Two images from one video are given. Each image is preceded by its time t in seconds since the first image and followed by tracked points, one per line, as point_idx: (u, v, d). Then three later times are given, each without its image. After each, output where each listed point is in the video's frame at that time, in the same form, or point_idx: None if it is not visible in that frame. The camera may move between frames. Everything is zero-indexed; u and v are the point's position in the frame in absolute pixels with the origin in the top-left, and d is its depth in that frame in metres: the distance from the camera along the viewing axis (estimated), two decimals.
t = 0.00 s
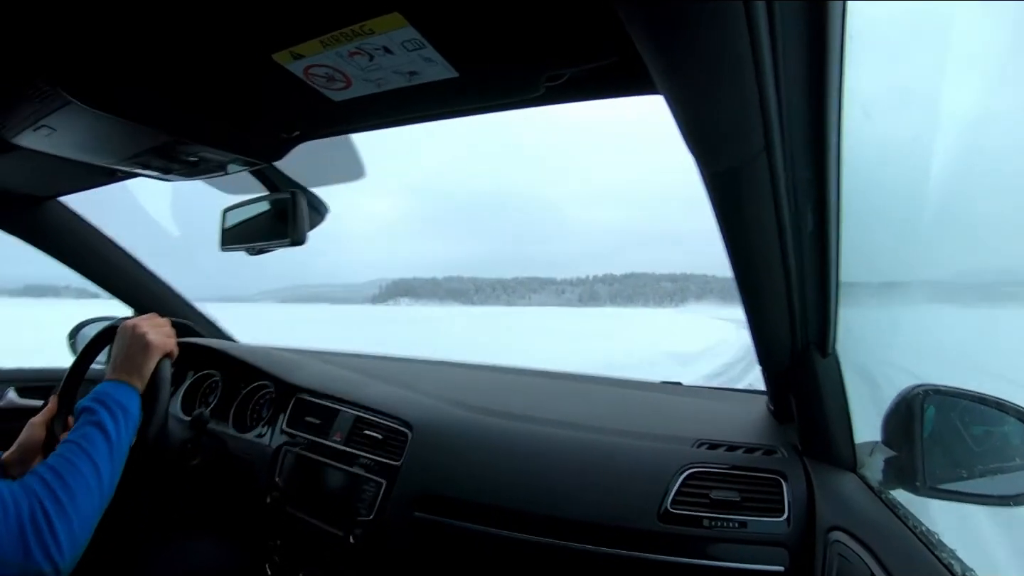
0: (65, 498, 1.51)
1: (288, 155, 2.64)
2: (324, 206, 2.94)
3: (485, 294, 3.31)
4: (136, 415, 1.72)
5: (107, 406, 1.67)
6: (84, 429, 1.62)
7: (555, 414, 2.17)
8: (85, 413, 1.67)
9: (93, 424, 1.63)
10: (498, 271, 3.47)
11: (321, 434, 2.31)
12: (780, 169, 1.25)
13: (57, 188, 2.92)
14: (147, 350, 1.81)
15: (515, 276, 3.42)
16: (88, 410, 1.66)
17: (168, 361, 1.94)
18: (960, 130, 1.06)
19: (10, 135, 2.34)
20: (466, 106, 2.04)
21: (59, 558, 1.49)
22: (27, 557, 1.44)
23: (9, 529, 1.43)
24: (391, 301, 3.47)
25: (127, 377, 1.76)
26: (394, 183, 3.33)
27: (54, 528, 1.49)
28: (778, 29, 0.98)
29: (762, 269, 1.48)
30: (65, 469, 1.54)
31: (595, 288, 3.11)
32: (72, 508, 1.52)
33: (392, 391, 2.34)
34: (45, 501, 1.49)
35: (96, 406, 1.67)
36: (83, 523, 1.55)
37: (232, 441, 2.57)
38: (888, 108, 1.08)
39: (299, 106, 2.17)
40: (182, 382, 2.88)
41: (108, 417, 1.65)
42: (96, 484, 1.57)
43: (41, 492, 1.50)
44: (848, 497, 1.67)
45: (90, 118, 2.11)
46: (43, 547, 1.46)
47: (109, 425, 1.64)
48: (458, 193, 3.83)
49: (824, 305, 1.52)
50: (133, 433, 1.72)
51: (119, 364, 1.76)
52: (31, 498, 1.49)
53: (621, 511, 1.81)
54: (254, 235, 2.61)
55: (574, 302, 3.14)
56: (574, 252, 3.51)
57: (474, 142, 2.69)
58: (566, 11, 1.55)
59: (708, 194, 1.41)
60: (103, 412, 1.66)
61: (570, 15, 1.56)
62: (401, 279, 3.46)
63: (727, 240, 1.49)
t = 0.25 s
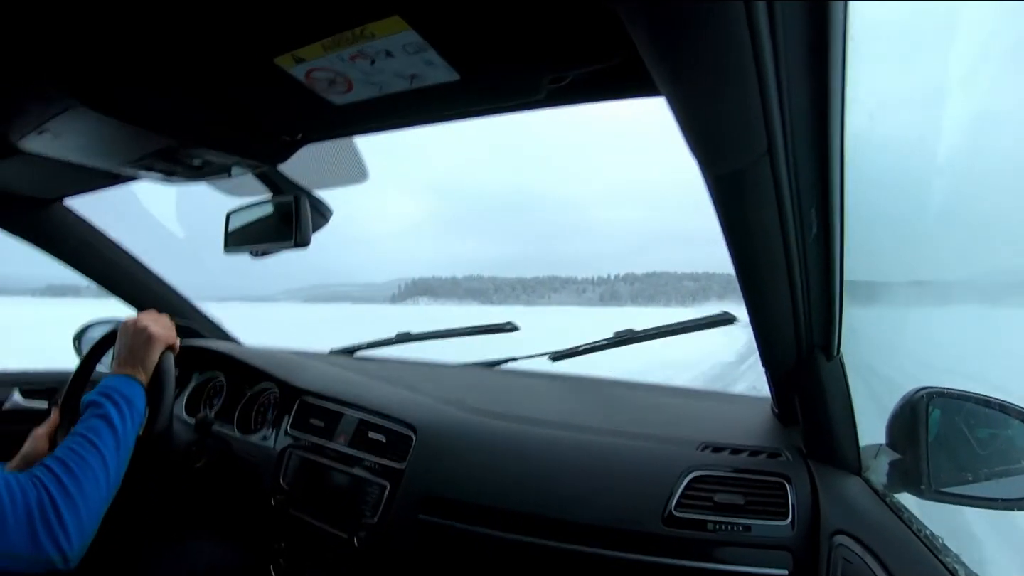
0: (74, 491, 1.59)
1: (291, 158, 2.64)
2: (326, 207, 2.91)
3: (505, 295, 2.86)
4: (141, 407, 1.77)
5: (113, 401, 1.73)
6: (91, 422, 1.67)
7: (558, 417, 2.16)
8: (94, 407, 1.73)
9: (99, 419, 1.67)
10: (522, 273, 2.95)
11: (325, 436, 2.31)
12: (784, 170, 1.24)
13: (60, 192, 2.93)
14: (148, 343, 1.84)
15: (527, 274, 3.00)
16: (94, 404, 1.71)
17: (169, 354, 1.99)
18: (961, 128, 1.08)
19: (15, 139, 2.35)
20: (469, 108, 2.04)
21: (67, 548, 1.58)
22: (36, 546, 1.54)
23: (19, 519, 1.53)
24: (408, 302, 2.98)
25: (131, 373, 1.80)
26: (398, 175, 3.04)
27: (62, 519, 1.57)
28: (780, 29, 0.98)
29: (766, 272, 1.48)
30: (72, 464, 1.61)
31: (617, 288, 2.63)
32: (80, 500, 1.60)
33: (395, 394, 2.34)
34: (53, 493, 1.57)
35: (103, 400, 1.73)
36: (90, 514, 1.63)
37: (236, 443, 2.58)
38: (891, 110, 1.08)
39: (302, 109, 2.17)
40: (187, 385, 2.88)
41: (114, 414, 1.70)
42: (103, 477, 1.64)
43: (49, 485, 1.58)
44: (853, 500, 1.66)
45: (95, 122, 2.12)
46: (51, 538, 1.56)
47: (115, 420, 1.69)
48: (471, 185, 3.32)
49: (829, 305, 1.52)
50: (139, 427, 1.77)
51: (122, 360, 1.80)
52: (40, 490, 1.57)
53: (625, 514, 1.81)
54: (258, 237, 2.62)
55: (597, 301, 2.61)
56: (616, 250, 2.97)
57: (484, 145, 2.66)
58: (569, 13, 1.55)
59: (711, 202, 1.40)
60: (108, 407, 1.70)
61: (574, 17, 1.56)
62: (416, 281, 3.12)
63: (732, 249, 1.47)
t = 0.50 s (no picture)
0: (86, 459, 1.50)
1: (289, 155, 2.65)
2: (325, 205, 2.91)
3: (519, 295, 2.92)
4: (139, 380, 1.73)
5: (113, 372, 1.67)
6: (92, 395, 1.60)
7: (559, 414, 2.16)
8: (91, 382, 1.65)
9: (101, 391, 1.62)
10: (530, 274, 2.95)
11: (326, 433, 2.32)
12: (783, 168, 1.25)
13: (61, 191, 2.93)
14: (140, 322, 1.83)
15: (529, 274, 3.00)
16: (94, 379, 1.64)
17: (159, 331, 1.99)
18: (965, 134, 1.06)
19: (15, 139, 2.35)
20: (468, 106, 2.04)
21: (82, 514, 1.49)
22: (52, 516, 1.43)
23: (32, 490, 1.41)
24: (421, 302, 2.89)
25: (125, 349, 1.76)
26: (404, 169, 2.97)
27: (77, 486, 1.48)
28: (778, 27, 0.99)
29: (765, 268, 1.48)
30: (80, 432, 1.52)
31: (632, 288, 2.71)
32: (92, 467, 1.51)
33: (395, 391, 2.35)
34: (66, 461, 1.48)
35: (100, 374, 1.66)
36: (101, 482, 1.54)
37: (238, 441, 2.59)
38: (890, 107, 1.09)
39: (301, 108, 2.18)
40: (187, 383, 2.88)
41: (116, 383, 1.65)
42: (111, 443, 1.57)
43: (60, 454, 1.48)
44: (853, 495, 1.66)
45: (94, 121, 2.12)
46: (67, 506, 1.46)
47: (117, 390, 1.63)
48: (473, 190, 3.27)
49: (828, 300, 1.52)
50: (138, 400, 1.72)
51: (112, 338, 1.77)
52: (50, 459, 1.47)
53: (625, 510, 1.81)
54: (257, 235, 2.62)
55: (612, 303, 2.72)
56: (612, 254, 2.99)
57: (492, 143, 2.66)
58: (567, 11, 1.55)
59: (710, 198, 1.40)
60: (110, 379, 1.65)
61: (572, 15, 1.56)
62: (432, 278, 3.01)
63: (732, 244, 1.48)
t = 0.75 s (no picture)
0: (80, 457, 1.50)
1: (288, 159, 2.65)
2: (324, 208, 2.91)
3: (532, 295, 3.04)
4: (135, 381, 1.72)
5: (109, 373, 1.66)
6: (88, 395, 1.60)
7: (558, 418, 2.16)
8: (86, 382, 1.65)
9: (96, 390, 1.61)
10: (543, 272, 3.10)
11: (323, 437, 2.31)
12: (781, 170, 1.25)
13: (59, 195, 2.93)
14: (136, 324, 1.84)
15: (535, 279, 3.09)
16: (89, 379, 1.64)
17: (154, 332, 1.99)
18: (966, 138, 1.06)
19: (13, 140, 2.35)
20: (466, 110, 2.04)
21: (76, 513, 1.48)
22: (44, 513, 1.43)
23: (24, 488, 1.41)
24: (432, 302, 3.08)
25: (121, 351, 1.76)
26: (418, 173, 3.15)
27: (70, 484, 1.47)
28: (777, 32, 0.99)
29: (764, 273, 1.48)
30: (74, 431, 1.52)
31: (647, 288, 2.82)
32: (87, 465, 1.50)
33: (394, 395, 2.35)
34: (59, 460, 1.47)
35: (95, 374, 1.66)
36: (96, 481, 1.53)
37: (235, 445, 2.58)
38: (886, 110, 1.09)
39: (300, 111, 2.18)
40: (185, 387, 2.88)
41: (112, 383, 1.64)
42: (106, 442, 1.56)
43: (54, 452, 1.47)
44: (852, 501, 1.66)
45: (92, 124, 2.12)
46: (59, 503, 1.45)
47: (112, 390, 1.63)
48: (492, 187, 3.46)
49: (825, 303, 1.53)
50: (134, 400, 1.71)
51: (108, 341, 1.76)
52: (43, 457, 1.46)
53: (623, 515, 1.80)
54: (255, 240, 2.61)
55: (626, 303, 2.85)
56: (616, 255, 3.25)
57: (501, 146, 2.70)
58: (566, 17, 1.56)
59: (709, 202, 1.40)
60: (105, 379, 1.64)
61: (571, 21, 1.57)
62: (445, 279, 3.23)
63: (731, 249, 1.48)
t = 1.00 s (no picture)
0: (74, 461, 1.50)
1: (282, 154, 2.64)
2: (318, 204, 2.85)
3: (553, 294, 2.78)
4: (130, 381, 1.70)
5: (103, 373, 1.65)
6: (82, 396, 1.59)
7: (552, 414, 2.16)
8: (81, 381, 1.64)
9: (90, 391, 1.60)
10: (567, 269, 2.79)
11: (318, 433, 2.31)
12: (774, 165, 1.25)
13: (53, 190, 2.92)
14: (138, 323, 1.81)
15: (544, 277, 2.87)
16: (84, 379, 1.63)
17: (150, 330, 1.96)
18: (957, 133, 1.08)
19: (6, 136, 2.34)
20: (461, 106, 2.04)
21: (71, 517, 1.48)
22: (39, 517, 1.43)
23: (19, 492, 1.41)
24: (452, 302, 3.01)
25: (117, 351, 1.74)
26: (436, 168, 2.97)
27: (65, 488, 1.47)
28: (772, 29, 0.99)
29: (755, 267, 1.48)
30: (69, 434, 1.52)
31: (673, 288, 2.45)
32: (81, 469, 1.51)
33: (388, 391, 2.34)
34: (54, 464, 1.47)
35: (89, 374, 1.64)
36: (90, 484, 1.53)
37: (229, 441, 2.58)
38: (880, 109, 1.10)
39: (294, 107, 2.17)
40: (179, 382, 2.87)
41: (107, 384, 1.63)
42: (100, 445, 1.56)
43: (48, 456, 1.48)
44: (844, 496, 1.67)
45: (86, 119, 2.11)
46: (54, 507, 1.45)
47: (108, 391, 1.62)
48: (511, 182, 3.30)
49: (818, 303, 1.52)
50: (129, 400, 1.70)
51: (104, 340, 1.75)
52: (38, 461, 1.46)
53: (617, 510, 1.81)
54: (250, 234, 2.61)
55: (650, 305, 2.51)
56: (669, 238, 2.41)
57: (501, 146, 2.56)
58: (560, 13, 1.56)
59: (701, 195, 1.40)
60: (100, 379, 1.63)
61: (566, 16, 1.56)
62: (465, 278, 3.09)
63: (723, 243, 1.48)
